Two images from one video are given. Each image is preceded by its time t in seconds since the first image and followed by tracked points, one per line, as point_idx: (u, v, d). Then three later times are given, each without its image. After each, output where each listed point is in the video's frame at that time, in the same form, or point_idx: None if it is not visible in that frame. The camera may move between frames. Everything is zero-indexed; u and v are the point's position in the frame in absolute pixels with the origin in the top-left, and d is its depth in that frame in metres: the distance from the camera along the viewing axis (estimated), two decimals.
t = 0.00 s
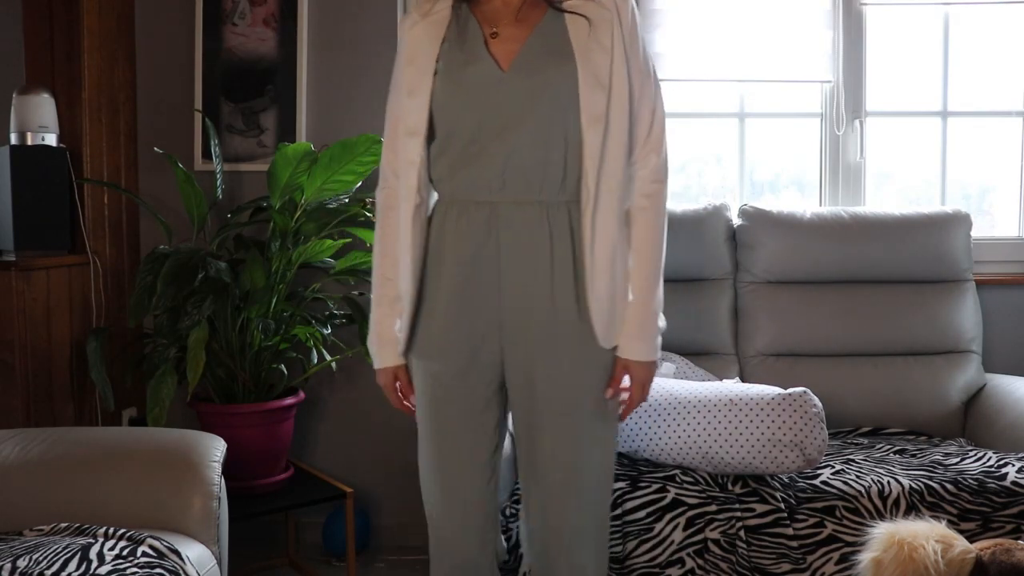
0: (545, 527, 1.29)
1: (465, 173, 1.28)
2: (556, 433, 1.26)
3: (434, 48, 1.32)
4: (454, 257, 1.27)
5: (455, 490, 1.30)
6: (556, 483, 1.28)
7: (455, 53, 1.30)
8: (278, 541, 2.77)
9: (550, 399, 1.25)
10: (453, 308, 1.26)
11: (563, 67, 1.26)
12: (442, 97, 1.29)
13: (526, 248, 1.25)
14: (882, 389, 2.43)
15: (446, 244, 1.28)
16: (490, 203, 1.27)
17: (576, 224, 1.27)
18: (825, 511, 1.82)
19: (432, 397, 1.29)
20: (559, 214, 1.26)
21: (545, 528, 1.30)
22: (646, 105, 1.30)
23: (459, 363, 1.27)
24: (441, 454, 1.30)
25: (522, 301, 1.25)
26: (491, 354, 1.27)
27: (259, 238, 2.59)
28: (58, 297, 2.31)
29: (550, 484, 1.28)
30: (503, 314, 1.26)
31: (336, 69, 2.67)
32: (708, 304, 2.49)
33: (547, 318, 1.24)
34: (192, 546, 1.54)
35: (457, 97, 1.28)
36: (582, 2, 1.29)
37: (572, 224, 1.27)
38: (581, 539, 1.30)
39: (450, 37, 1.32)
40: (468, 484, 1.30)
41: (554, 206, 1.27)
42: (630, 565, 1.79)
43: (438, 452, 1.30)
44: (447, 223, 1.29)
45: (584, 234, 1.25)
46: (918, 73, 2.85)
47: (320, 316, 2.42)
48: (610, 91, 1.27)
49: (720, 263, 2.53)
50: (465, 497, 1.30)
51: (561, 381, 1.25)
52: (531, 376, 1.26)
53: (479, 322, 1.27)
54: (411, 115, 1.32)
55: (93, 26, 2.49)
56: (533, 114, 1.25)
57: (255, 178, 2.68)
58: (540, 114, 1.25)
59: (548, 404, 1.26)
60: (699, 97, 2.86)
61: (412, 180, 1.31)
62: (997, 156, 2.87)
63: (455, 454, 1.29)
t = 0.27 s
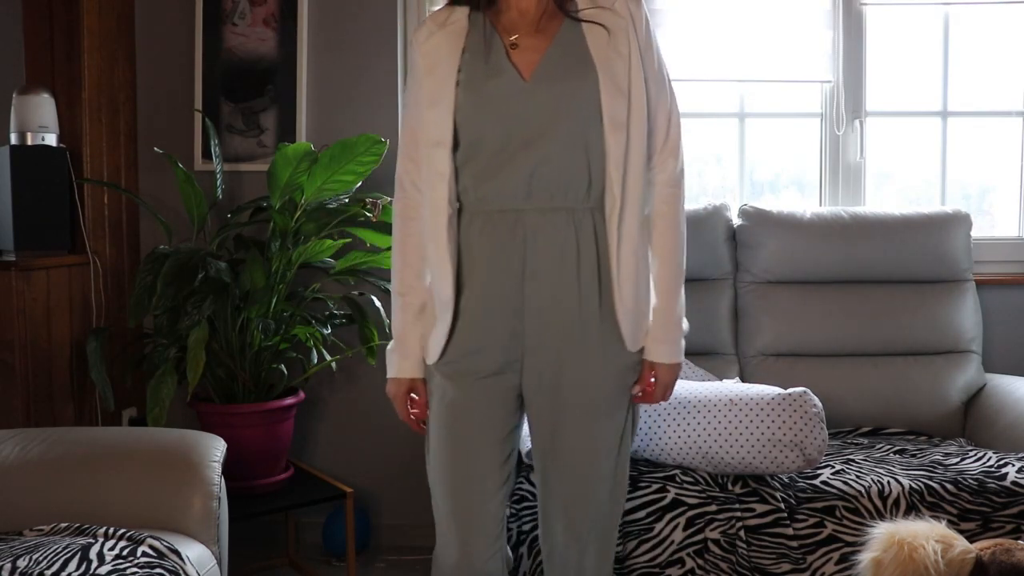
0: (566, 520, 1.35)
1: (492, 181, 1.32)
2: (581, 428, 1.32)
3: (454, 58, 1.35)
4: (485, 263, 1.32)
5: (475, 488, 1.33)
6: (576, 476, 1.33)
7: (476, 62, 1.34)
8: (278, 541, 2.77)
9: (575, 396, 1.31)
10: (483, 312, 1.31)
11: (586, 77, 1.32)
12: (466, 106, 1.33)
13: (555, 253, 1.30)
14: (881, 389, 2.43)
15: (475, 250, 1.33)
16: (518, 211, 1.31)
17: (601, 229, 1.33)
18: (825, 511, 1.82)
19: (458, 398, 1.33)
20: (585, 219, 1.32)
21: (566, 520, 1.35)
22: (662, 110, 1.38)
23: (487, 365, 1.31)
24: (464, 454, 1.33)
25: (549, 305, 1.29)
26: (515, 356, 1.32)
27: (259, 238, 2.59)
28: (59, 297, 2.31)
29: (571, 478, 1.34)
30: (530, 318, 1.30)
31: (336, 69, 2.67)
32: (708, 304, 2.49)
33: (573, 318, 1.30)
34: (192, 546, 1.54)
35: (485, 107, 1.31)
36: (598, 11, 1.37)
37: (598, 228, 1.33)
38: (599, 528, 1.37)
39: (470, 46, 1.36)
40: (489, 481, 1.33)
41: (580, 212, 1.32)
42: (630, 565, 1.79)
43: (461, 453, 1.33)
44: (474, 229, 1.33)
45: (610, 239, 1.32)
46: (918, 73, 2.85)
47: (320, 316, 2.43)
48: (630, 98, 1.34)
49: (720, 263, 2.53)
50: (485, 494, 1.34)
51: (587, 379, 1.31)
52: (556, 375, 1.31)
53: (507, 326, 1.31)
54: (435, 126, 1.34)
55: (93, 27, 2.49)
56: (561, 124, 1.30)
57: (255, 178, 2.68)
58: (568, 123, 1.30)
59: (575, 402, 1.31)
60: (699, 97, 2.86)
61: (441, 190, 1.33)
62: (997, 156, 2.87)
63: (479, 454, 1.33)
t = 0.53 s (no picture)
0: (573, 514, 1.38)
1: (502, 184, 1.32)
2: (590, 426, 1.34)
3: (462, 62, 1.35)
4: (495, 266, 1.32)
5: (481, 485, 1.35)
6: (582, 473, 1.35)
7: (485, 66, 1.34)
8: (278, 541, 2.77)
9: (583, 396, 1.32)
10: (493, 315, 1.31)
11: (596, 80, 1.32)
12: (476, 110, 1.33)
13: (566, 256, 1.31)
14: (881, 389, 2.43)
15: (484, 252, 1.33)
16: (529, 214, 1.32)
17: (611, 231, 1.33)
18: (825, 511, 1.82)
19: (466, 397, 1.34)
20: (595, 221, 1.33)
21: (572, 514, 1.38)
22: (671, 112, 1.39)
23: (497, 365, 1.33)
24: (471, 452, 1.34)
25: (558, 306, 1.30)
26: (524, 358, 1.32)
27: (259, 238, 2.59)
28: (59, 297, 2.31)
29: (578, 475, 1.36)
30: (539, 320, 1.31)
31: (335, 69, 2.67)
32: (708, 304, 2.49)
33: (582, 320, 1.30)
34: (192, 546, 1.54)
35: (495, 112, 1.31)
36: (604, 16, 1.37)
37: (608, 230, 1.33)
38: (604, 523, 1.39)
39: (478, 50, 1.36)
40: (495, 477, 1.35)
41: (590, 214, 1.33)
42: (631, 565, 1.78)
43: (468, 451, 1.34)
44: (484, 231, 1.34)
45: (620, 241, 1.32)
46: (918, 73, 2.85)
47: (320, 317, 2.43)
48: (638, 102, 1.35)
49: (719, 263, 2.53)
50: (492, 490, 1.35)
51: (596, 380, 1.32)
52: (565, 376, 1.32)
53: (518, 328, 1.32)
54: (444, 129, 1.34)
55: (93, 27, 2.49)
56: (572, 127, 1.31)
57: (255, 178, 2.68)
58: (579, 126, 1.31)
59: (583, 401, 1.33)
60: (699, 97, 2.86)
61: (451, 193, 1.33)
62: (997, 156, 2.87)
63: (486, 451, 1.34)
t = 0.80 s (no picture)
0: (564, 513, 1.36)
1: (495, 178, 1.31)
2: (579, 425, 1.32)
3: (456, 56, 1.34)
4: (486, 259, 1.31)
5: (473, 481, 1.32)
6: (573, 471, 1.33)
7: (480, 60, 1.33)
8: (279, 541, 2.77)
9: (576, 390, 1.31)
10: (485, 308, 1.30)
11: (590, 76, 1.32)
12: (469, 104, 1.32)
13: (559, 251, 1.30)
14: (882, 389, 2.43)
15: (475, 247, 1.32)
16: (521, 208, 1.31)
17: (602, 227, 1.33)
18: (825, 511, 1.82)
19: (456, 392, 1.32)
20: (588, 217, 1.32)
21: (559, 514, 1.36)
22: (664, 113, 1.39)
23: (487, 358, 1.31)
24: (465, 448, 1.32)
25: (550, 302, 1.29)
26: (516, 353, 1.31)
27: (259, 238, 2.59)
28: (59, 297, 2.31)
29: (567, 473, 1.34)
30: (530, 315, 1.30)
31: (336, 69, 2.67)
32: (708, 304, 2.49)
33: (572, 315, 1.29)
34: (192, 546, 1.54)
35: (489, 105, 1.30)
36: (599, 13, 1.36)
37: (600, 226, 1.32)
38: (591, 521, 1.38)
39: (472, 45, 1.35)
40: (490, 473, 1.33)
41: (582, 209, 1.32)
42: (631, 565, 1.78)
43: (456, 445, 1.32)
44: (476, 225, 1.33)
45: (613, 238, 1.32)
46: (918, 73, 2.85)
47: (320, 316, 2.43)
48: (633, 100, 1.34)
49: (720, 263, 2.53)
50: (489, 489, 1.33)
51: (586, 376, 1.31)
52: (559, 373, 1.30)
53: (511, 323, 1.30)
54: (436, 122, 1.33)
55: (93, 27, 2.49)
56: (566, 121, 1.30)
57: (255, 178, 2.68)
58: (573, 120, 1.30)
59: (576, 397, 1.31)
60: (700, 97, 2.86)
61: (442, 187, 1.32)
62: (997, 156, 2.87)
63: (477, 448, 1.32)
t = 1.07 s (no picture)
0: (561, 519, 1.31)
1: (489, 168, 1.27)
2: (575, 424, 1.28)
3: (449, 43, 1.29)
4: (481, 252, 1.26)
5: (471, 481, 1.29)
6: (571, 473, 1.29)
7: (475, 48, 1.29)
8: (279, 541, 2.77)
9: (573, 388, 1.27)
10: (479, 303, 1.26)
11: (587, 65, 1.28)
12: (463, 93, 1.27)
13: (555, 245, 1.26)
14: (882, 389, 2.43)
15: (468, 240, 1.28)
16: (517, 199, 1.27)
17: (598, 220, 1.29)
18: (825, 511, 1.82)
19: (448, 389, 1.28)
20: (584, 210, 1.28)
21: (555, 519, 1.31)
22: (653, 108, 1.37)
23: (481, 353, 1.27)
24: (462, 446, 1.28)
25: (545, 297, 1.25)
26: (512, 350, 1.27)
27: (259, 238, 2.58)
28: (59, 297, 2.31)
29: (563, 476, 1.29)
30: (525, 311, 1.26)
31: (336, 69, 2.67)
32: (708, 304, 2.49)
33: (569, 311, 1.25)
34: (192, 546, 1.54)
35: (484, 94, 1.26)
36: (594, 7, 1.34)
37: (596, 221, 1.29)
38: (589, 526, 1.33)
39: (466, 33, 1.30)
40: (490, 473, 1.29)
41: (578, 202, 1.28)
42: (630, 565, 1.79)
43: (452, 443, 1.28)
44: (468, 217, 1.28)
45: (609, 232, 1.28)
46: (918, 73, 2.85)
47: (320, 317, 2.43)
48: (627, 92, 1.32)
49: (720, 263, 2.53)
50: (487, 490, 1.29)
51: (583, 373, 1.27)
52: (554, 370, 1.27)
53: (506, 319, 1.26)
54: (428, 112, 1.28)
55: (93, 27, 2.49)
56: (562, 112, 1.26)
57: (255, 178, 2.68)
58: (569, 110, 1.26)
59: (573, 397, 1.27)
60: (700, 97, 2.86)
61: (434, 178, 1.28)
62: (997, 156, 2.87)
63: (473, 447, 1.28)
